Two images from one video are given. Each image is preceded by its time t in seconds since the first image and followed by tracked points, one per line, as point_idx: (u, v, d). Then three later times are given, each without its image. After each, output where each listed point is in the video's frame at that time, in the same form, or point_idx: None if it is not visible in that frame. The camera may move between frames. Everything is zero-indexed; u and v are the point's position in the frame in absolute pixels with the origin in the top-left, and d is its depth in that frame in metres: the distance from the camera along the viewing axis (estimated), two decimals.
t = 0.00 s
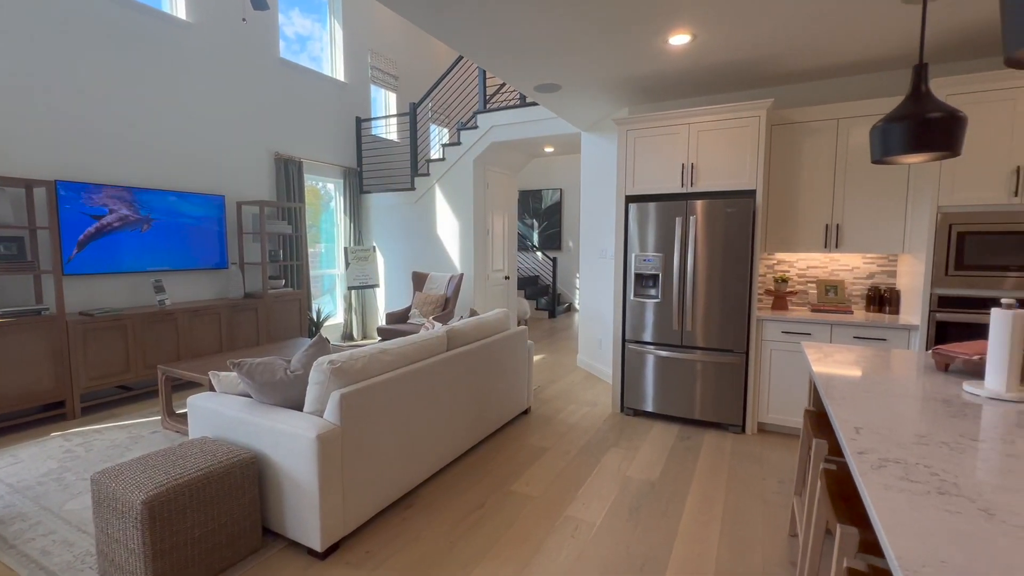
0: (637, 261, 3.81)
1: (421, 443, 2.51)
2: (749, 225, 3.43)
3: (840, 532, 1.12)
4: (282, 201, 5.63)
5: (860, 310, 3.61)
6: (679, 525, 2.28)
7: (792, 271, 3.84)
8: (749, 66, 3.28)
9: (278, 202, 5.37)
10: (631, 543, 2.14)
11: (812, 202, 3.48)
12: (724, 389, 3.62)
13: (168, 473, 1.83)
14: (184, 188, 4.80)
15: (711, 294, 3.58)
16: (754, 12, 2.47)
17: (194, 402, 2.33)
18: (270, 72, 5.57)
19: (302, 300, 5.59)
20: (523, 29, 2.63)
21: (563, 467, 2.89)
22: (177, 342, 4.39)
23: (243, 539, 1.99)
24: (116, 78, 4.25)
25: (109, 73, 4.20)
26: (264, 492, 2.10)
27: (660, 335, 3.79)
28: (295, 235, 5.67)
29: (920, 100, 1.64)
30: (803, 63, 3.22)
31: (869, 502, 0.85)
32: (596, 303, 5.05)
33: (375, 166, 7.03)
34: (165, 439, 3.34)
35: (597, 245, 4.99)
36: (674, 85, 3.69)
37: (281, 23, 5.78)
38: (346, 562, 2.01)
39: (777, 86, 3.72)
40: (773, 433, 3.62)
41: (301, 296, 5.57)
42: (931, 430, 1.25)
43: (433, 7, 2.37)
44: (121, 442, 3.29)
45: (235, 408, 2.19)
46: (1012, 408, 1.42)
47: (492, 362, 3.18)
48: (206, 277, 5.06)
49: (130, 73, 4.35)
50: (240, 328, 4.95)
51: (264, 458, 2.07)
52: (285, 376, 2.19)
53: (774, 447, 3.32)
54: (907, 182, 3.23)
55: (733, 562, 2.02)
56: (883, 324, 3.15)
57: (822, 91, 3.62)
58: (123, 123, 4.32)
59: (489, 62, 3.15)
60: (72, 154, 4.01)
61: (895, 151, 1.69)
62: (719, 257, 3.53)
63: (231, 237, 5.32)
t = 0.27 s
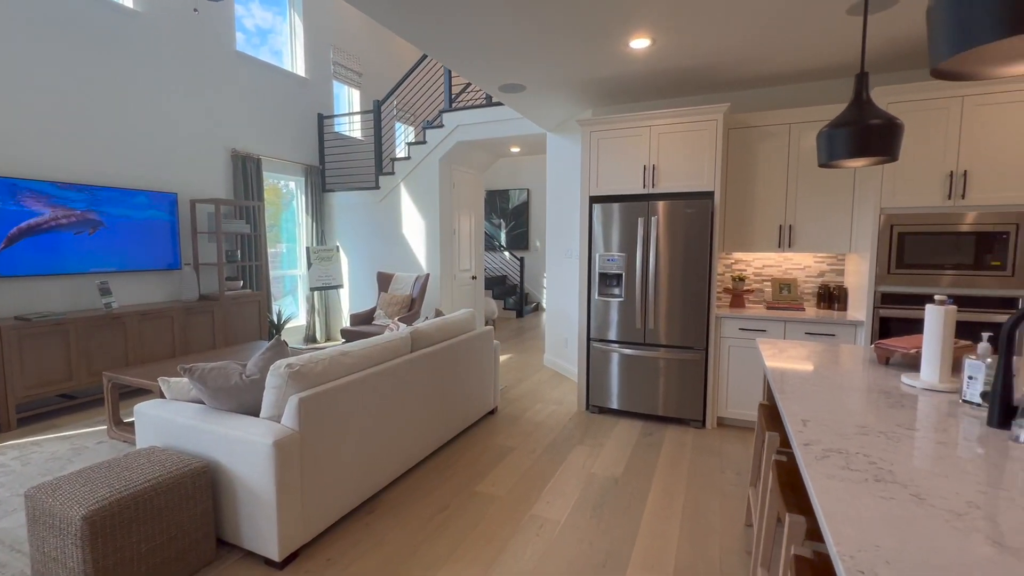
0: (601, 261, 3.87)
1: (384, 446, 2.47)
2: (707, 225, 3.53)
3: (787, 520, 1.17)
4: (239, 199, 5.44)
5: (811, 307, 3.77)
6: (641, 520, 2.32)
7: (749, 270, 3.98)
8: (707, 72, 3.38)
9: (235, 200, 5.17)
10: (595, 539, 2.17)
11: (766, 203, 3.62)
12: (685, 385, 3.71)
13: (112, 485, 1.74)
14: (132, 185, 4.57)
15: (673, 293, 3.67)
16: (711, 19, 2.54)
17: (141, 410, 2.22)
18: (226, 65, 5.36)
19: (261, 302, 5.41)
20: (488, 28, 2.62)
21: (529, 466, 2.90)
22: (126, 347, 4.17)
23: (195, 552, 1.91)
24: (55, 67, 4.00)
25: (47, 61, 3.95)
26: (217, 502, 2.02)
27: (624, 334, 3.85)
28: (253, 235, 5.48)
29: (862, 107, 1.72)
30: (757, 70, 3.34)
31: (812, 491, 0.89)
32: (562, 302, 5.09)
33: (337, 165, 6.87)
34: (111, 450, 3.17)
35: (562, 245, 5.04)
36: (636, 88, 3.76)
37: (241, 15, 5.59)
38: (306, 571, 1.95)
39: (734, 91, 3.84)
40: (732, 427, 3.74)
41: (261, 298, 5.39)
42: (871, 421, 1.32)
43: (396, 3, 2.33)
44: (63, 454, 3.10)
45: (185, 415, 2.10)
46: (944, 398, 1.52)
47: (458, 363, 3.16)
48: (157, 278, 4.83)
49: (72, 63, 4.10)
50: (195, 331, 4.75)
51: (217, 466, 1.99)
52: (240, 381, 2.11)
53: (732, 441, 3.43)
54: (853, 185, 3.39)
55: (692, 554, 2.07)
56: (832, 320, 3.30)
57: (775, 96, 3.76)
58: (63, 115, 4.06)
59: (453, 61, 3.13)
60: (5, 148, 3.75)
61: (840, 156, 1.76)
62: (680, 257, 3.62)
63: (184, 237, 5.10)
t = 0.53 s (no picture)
0: (566, 260, 3.91)
1: (346, 451, 2.42)
2: (668, 225, 3.62)
3: (741, 511, 1.21)
4: (192, 197, 5.21)
5: (767, 304, 3.92)
6: (606, 516, 2.36)
7: (708, 269, 4.11)
8: (667, 75, 3.46)
9: (187, 198, 4.95)
10: (560, 536, 2.18)
11: (724, 204, 3.74)
12: (648, 382, 3.79)
13: (49, 501, 1.63)
14: (73, 181, 4.30)
15: (636, 291, 3.74)
16: (671, 24, 2.60)
17: (82, 420, 2.09)
18: (177, 57, 5.12)
19: (217, 304, 5.21)
20: (451, 25, 2.60)
21: (495, 466, 2.89)
22: (68, 353, 3.93)
23: (143, 567, 1.81)
24: None
25: None
26: (167, 514, 1.93)
27: (589, 333, 3.90)
28: (208, 234, 5.27)
29: (810, 112, 1.80)
30: (715, 75, 3.45)
31: (762, 482, 0.92)
32: (528, 301, 5.12)
33: (298, 162, 6.68)
34: (51, 463, 2.98)
35: (528, 244, 5.06)
36: (599, 90, 3.81)
37: (195, 5, 5.39)
38: None
39: (693, 95, 3.95)
40: (692, 421, 3.85)
41: (216, 300, 5.18)
42: (819, 412, 1.38)
43: None
44: None
45: (131, 424, 1.99)
46: (884, 389, 1.60)
47: (423, 364, 3.12)
48: (103, 280, 4.58)
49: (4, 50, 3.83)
50: (144, 335, 4.52)
51: (166, 476, 1.90)
52: (192, 387, 2.02)
53: (693, 435, 3.52)
54: (804, 187, 3.54)
55: (654, 546, 2.12)
56: (785, 316, 3.44)
57: (732, 101, 3.88)
58: None
59: (417, 58, 3.09)
60: None
61: (790, 159, 1.84)
62: (643, 256, 3.70)
63: (132, 236, 4.84)
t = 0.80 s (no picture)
0: (531, 259, 3.92)
1: (306, 456, 2.35)
2: (630, 225, 3.68)
3: (699, 504, 1.24)
4: (140, 194, 4.95)
5: (725, 302, 4.05)
6: (570, 513, 2.38)
7: (670, 268, 4.20)
8: (630, 78, 3.52)
9: (135, 196, 4.70)
10: (525, 536, 2.19)
11: (684, 204, 3.83)
12: (612, 379, 3.85)
13: None
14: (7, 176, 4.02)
15: (601, 290, 3.79)
16: (632, 28, 2.65)
17: (16, 432, 1.96)
18: (124, 46, 4.85)
19: (169, 307, 4.98)
20: (414, 22, 2.56)
21: (461, 467, 2.87)
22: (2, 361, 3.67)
23: None
24: None
25: None
26: (110, 530, 1.83)
27: (555, 332, 3.92)
28: (159, 234, 5.02)
29: (762, 117, 1.87)
30: (675, 78, 3.53)
31: (718, 475, 0.94)
32: (494, 301, 5.11)
33: (255, 159, 6.46)
34: None
35: (494, 244, 5.05)
36: (564, 90, 3.84)
37: None
38: None
39: (654, 98, 4.03)
40: (655, 417, 3.93)
41: (168, 302, 4.95)
42: (772, 406, 1.43)
43: None
44: None
45: (71, 435, 1.88)
46: (832, 382, 1.67)
47: (387, 366, 3.07)
48: (41, 282, 4.30)
49: None
50: (88, 340, 4.28)
51: (110, 489, 1.80)
52: (138, 395, 1.91)
53: (656, 431, 3.60)
54: (759, 189, 3.67)
55: (618, 541, 2.15)
56: (742, 314, 3.56)
57: (692, 104, 3.99)
58: None
59: (380, 55, 3.03)
60: None
61: (744, 161, 1.90)
62: (607, 256, 3.75)
63: (74, 236, 4.57)
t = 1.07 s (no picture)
0: (498, 260, 3.91)
1: (264, 464, 2.27)
2: (594, 225, 3.73)
3: (659, 499, 1.26)
4: (84, 191, 4.69)
5: (687, 301, 4.15)
6: (536, 513, 2.39)
7: (634, 268, 4.28)
8: (594, 80, 3.56)
9: (79, 193, 4.44)
10: (491, 536, 2.18)
11: (647, 205, 3.91)
12: (578, 378, 3.89)
13: None
14: None
15: (567, 290, 3.82)
16: (595, 31, 2.69)
17: None
18: (65, 34, 4.57)
19: (118, 310, 4.75)
20: (376, 18, 2.52)
21: (426, 470, 2.84)
22: None
23: None
24: None
25: None
26: (49, 549, 1.72)
27: (522, 332, 3.93)
28: (106, 233, 4.77)
29: (719, 120, 1.92)
30: (637, 82, 3.59)
31: (674, 471, 0.96)
32: (461, 301, 5.08)
33: (211, 155, 6.21)
34: None
35: (460, 244, 5.02)
36: (529, 91, 3.85)
37: None
38: None
39: (618, 100, 4.10)
40: (620, 414, 4.00)
41: (117, 306, 4.72)
42: (728, 402, 1.47)
43: None
44: None
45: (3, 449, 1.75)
46: (785, 377, 1.74)
47: (350, 369, 3.01)
48: None
49: None
50: (26, 347, 4.02)
51: (47, 506, 1.69)
52: (80, 405, 1.81)
53: (620, 428, 3.66)
54: (718, 191, 3.79)
55: (583, 538, 2.18)
56: (703, 312, 3.66)
57: (654, 107, 4.07)
58: None
59: (341, 51, 2.96)
60: None
61: (702, 163, 1.95)
62: (573, 256, 3.78)
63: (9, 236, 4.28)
